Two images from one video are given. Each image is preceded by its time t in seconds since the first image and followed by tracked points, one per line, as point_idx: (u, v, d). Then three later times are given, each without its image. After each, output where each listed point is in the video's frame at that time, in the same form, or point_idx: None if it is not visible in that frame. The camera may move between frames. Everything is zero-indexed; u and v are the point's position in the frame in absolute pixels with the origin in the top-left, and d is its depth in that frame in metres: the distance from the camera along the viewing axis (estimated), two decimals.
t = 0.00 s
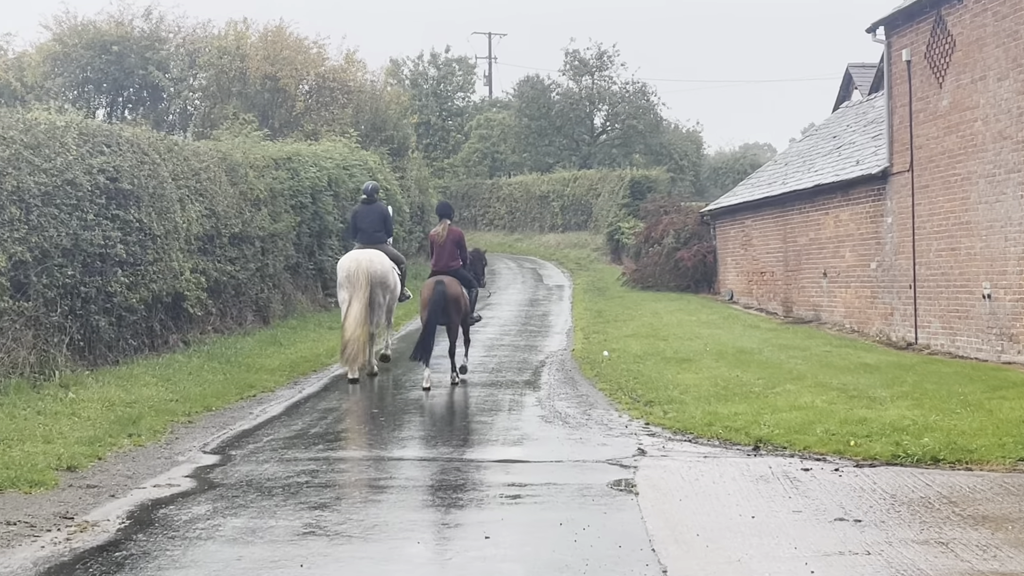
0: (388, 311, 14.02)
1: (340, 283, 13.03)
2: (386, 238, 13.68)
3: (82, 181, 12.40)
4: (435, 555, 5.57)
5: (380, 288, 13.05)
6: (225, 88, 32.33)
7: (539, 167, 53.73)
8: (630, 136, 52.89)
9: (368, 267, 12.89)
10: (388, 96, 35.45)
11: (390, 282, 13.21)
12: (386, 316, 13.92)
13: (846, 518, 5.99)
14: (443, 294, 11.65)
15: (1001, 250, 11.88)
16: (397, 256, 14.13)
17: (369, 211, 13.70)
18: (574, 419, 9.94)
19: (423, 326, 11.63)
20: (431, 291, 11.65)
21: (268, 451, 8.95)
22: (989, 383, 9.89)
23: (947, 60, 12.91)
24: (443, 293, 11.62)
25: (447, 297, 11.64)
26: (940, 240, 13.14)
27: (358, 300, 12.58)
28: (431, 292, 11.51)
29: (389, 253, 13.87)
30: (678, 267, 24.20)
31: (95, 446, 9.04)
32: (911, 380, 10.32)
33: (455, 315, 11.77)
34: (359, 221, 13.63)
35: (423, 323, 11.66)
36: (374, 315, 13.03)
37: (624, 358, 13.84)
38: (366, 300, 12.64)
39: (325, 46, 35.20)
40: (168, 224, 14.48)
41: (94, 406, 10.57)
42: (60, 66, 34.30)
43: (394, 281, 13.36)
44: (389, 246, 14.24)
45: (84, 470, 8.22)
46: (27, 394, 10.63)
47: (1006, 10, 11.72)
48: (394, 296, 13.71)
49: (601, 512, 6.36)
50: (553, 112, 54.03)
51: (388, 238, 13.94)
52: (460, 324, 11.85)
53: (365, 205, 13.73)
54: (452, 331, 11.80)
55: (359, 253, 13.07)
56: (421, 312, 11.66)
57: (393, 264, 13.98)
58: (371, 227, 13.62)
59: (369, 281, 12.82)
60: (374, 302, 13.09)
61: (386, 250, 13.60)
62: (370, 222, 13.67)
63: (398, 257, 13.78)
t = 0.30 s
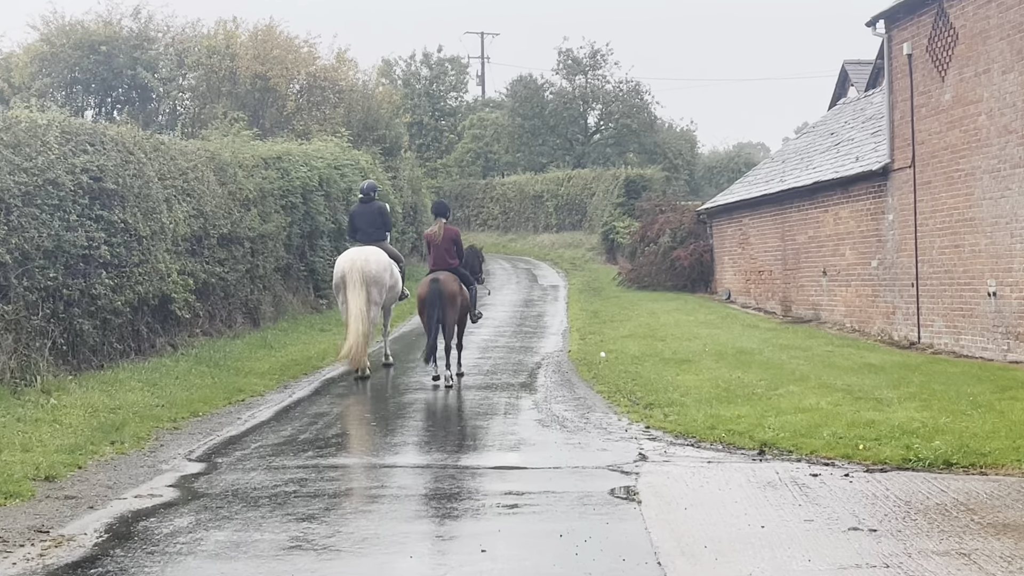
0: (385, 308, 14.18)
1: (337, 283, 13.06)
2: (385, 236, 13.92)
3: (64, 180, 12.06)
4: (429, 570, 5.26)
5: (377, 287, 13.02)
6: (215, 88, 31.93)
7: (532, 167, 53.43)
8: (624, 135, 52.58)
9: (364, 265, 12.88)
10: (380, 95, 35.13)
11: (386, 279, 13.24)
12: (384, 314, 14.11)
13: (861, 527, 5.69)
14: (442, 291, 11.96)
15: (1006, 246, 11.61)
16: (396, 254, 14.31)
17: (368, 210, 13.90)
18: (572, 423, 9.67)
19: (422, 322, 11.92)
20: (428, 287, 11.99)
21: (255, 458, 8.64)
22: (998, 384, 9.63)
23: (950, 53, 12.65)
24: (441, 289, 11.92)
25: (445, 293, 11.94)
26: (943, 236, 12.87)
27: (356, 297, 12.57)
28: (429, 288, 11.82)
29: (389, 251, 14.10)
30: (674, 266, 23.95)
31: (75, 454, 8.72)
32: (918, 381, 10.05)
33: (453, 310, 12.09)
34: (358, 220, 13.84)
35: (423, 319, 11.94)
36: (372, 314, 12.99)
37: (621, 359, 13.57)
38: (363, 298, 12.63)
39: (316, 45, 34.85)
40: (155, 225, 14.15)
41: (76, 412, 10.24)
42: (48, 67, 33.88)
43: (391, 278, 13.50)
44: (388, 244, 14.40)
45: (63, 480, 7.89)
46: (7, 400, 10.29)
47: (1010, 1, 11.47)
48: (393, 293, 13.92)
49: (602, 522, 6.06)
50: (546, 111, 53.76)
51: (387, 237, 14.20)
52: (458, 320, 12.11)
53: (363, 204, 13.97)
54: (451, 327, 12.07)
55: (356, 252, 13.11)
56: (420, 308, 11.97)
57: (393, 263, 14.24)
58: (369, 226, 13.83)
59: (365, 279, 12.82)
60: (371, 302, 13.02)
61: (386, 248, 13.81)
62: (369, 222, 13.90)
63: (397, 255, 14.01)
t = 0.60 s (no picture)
0: (384, 310, 13.98)
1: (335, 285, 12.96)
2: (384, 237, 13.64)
3: (48, 182, 11.73)
4: None
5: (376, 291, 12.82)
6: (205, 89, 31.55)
7: (526, 168, 53.16)
8: (618, 135, 52.38)
9: (362, 269, 12.70)
10: (372, 95, 34.81)
11: (385, 284, 13.02)
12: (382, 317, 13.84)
13: (880, 541, 5.42)
14: (436, 293, 11.73)
15: (1014, 244, 11.36)
16: (394, 257, 14.03)
17: (367, 211, 13.65)
18: (572, 429, 9.38)
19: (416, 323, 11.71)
20: (422, 289, 11.76)
21: (245, 469, 8.33)
22: (1010, 387, 9.36)
23: (954, 48, 12.40)
24: (435, 292, 11.70)
25: (439, 295, 11.72)
26: (948, 235, 12.61)
27: (351, 299, 12.51)
28: (424, 289, 11.61)
29: (387, 253, 13.82)
30: (672, 266, 23.71)
31: (57, 465, 8.40)
32: (927, 384, 9.79)
33: (446, 314, 11.83)
34: (357, 221, 13.58)
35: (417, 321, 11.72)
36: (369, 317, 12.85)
37: (621, 363, 13.29)
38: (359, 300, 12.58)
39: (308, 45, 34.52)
40: (142, 227, 13.82)
41: (61, 421, 9.92)
42: (36, 68, 33.48)
43: (390, 283, 13.24)
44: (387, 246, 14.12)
45: (44, 495, 7.57)
46: None
47: None
48: (393, 296, 13.70)
49: (609, 537, 5.78)
50: (540, 111, 53.52)
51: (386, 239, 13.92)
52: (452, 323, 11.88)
53: (363, 204, 13.76)
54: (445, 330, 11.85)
55: (356, 255, 12.96)
56: (414, 309, 11.76)
57: (392, 264, 13.97)
58: (368, 227, 13.58)
59: (361, 283, 12.67)
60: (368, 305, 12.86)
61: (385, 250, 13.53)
62: (369, 223, 13.64)
63: (396, 257, 13.74)
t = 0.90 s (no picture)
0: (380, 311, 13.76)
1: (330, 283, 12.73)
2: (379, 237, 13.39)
3: (27, 182, 11.38)
4: None
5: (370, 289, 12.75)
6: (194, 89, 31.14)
7: (518, 168, 52.89)
8: (610, 136, 52.20)
9: (360, 265, 12.57)
10: (363, 95, 34.48)
11: (381, 281, 12.95)
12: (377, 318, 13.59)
13: (898, 556, 5.14)
14: (432, 294, 11.43)
15: (1019, 242, 11.12)
16: (390, 258, 13.78)
17: (362, 212, 13.42)
18: (568, 434, 9.10)
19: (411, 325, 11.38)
20: (418, 291, 11.41)
21: (230, 479, 8.01)
22: (1018, 390, 9.12)
23: (956, 43, 12.17)
24: (432, 293, 11.39)
25: (436, 296, 11.41)
26: (951, 233, 12.36)
27: (347, 300, 12.16)
28: (420, 290, 11.29)
29: (382, 254, 13.57)
30: (667, 267, 23.47)
31: (34, 476, 8.07)
32: (933, 386, 9.53)
33: (444, 314, 11.54)
34: (352, 221, 13.35)
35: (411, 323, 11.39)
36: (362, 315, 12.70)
37: (617, 365, 13.02)
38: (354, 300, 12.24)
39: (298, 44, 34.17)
40: (126, 229, 13.48)
41: (40, 430, 9.59)
42: (22, 68, 33.05)
43: (385, 282, 13.09)
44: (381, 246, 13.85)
45: (18, 509, 7.24)
46: None
47: None
48: (388, 297, 13.50)
49: (611, 552, 5.48)
50: (532, 112, 53.28)
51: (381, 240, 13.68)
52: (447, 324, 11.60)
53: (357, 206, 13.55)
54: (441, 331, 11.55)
55: (351, 252, 12.79)
56: (409, 310, 11.42)
57: (387, 265, 13.73)
58: (363, 227, 13.34)
59: (359, 280, 12.52)
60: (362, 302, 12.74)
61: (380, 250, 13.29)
62: (363, 223, 13.41)
63: (391, 258, 13.51)
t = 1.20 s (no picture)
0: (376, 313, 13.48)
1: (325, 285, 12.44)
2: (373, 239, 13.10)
3: (5, 183, 11.02)
4: None
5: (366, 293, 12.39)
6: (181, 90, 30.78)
7: (509, 170, 52.62)
8: (601, 137, 52.09)
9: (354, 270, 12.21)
10: (352, 96, 34.13)
11: (375, 284, 12.59)
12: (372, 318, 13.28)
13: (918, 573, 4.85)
14: (431, 296, 11.19)
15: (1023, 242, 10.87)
16: (386, 260, 13.50)
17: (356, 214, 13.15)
18: (565, 442, 8.80)
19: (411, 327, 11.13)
20: (417, 293, 11.18)
21: (212, 491, 7.68)
22: None
23: (956, 39, 11.94)
24: (431, 294, 11.16)
25: (435, 298, 11.18)
26: (953, 233, 12.11)
27: (343, 307, 11.90)
28: (420, 292, 11.08)
29: (378, 256, 13.27)
30: (660, 268, 23.22)
31: (7, 490, 7.71)
32: (939, 390, 9.28)
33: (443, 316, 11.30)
34: (347, 223, 13.08)
35: (411, 326, 11.15)
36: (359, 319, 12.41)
37: (612, 369, 12.74)
38: (352, 309, 11.98)
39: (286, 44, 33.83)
40: (109, 231, 13.13)
41: (15, 440, 9.23)
42: (6, 70, 32.60)
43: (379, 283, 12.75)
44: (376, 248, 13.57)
45: None
46: None
47: None
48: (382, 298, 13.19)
49: (613, 569, 5.18)
50: (523, 113, 53.07)
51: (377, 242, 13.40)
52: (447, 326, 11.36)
53: (352, 208, 13.31)
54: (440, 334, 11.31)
55: (345, 257, 12.41)
56: (409, 313, 11.17)
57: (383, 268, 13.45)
58: (357, 229, 13.06)
59: (354, 285, 12.18)
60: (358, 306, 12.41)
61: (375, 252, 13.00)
62: (358, 225, 13.13)
63: (387, 259, 13.22)
